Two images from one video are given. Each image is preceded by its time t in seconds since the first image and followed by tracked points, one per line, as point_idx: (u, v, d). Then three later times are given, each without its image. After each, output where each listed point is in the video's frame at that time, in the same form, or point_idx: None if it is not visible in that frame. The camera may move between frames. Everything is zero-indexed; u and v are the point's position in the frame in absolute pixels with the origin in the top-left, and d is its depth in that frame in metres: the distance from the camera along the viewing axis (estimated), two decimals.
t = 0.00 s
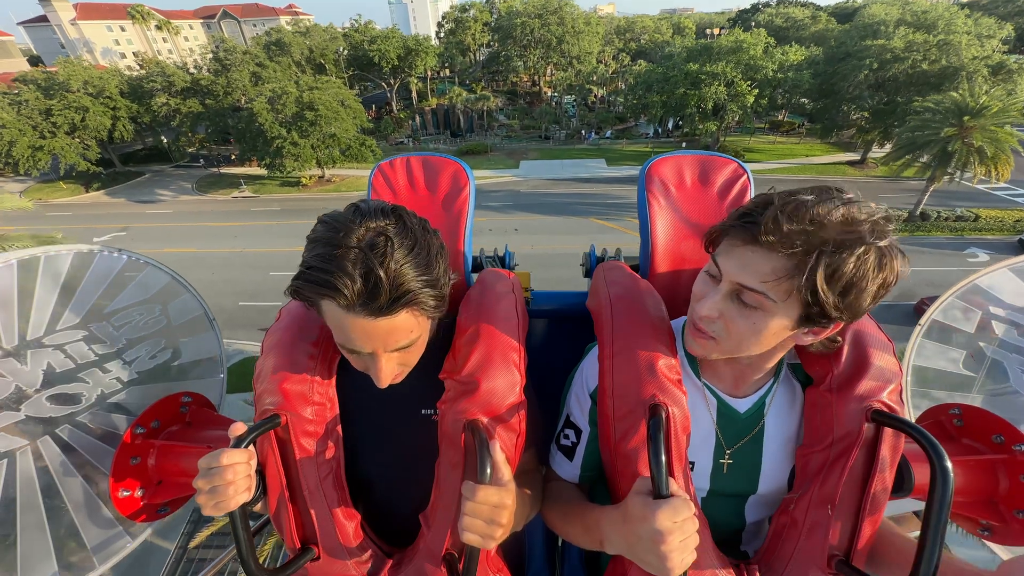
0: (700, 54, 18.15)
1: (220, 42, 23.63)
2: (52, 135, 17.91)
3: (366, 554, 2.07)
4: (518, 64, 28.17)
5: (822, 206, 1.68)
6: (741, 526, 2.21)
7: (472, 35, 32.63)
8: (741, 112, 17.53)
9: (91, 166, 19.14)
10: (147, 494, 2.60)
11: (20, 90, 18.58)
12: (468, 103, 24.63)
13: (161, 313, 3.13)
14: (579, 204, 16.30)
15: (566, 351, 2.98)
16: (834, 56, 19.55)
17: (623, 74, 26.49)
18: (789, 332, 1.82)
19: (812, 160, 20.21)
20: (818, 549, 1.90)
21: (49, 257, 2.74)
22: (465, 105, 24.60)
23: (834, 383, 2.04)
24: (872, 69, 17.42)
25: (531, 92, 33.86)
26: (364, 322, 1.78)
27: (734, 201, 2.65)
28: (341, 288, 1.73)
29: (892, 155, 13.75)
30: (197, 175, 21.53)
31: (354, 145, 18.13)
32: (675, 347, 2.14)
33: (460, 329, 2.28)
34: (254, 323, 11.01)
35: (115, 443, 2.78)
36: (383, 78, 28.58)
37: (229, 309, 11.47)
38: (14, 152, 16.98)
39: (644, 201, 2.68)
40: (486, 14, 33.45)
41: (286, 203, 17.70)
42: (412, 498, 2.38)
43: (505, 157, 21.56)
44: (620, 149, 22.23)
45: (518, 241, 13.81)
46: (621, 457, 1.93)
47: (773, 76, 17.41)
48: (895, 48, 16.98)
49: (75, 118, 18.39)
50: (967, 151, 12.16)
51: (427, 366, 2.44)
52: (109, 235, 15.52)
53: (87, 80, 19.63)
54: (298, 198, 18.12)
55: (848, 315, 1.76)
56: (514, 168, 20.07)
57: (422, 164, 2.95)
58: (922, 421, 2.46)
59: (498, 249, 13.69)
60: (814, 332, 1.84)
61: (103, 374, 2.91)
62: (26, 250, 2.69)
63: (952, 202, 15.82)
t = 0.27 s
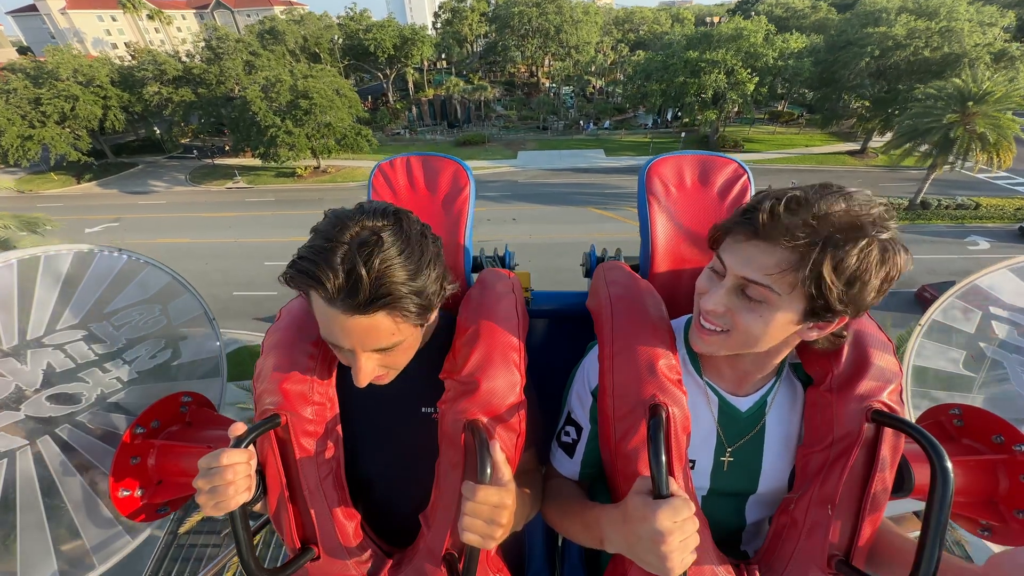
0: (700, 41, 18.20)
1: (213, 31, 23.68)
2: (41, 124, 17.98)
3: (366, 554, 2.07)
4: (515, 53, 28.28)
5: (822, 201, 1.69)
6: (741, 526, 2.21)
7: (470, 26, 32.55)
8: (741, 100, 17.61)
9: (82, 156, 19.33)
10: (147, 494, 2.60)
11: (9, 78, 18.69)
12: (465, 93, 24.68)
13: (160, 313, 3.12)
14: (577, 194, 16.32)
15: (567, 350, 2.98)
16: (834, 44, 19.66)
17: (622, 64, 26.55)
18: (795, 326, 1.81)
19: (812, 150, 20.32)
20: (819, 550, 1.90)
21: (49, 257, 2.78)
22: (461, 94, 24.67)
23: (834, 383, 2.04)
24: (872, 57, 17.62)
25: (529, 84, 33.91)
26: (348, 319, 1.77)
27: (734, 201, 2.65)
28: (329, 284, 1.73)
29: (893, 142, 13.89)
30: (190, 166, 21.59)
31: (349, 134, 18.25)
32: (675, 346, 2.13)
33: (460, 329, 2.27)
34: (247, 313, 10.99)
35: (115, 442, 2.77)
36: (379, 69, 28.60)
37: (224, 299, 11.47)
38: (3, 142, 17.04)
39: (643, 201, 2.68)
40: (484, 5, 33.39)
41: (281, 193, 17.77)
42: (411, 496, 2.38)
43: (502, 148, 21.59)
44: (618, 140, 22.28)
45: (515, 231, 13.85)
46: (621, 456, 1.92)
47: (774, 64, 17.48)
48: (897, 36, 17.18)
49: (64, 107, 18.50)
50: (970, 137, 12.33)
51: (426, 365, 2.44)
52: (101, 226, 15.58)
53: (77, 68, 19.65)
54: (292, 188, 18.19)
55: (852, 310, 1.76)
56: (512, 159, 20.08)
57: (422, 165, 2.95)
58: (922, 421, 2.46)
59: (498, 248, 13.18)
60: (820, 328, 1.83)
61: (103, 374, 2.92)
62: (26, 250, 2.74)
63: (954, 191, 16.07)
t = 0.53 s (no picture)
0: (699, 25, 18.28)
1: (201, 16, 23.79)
2: (28, 112, 18.39)
3: (366, 554, 2.07)
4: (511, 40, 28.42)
5: (822, 201, 1.69)
6: (741, 526, 2.21)
7: (465, 14, 32.51)
8: (741, 85, 17.82)
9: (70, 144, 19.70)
10: (147, 494, 2.60)
11: None
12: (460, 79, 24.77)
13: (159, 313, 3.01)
14: (575, 180, 16.37)
15: (567, 350, 2.97)
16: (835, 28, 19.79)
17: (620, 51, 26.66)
18: (793, 326, 1.81)
19: (812, 136, 20.44)
20: (819, 549, 1.89)
21: (49, 257, 2.76)
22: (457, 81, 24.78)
23: (834, 383, 2.04)
24: (875, 40, 17.89)
25: (527, 72, 33.98)
26: (331, 311, 1.77)
27: (734, 202, 2.65)
28: (313, 279, 1.74)
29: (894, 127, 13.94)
30: (181, 155, 21.86)
31: (343, 121, 18.44)
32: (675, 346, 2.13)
33: (460, 329, 2.27)
34: (239, 300, 11.03)
35: (115, 443, 2.75)
36: (374, 56, 28.67)
37: (217, 287, 11.54)
38: None
39: (643, 201, 2.68)
40: None
41: (274, 182, 17.95)
42: (411, 495, 2.38)
43: (499, 136, 21.63)
44: (616, 127, 22.34)
45: (512, 217, 13.90)
46: (621, 456, 1.92)
47: (774, 48, 17.61)
48: (899, 18, 17.40)
49: (51, 94, 18.79)
50: (972, 120, 12.38)
51: (426, 364, 2.44)
52: (91, 216, 15.82)
53: (61, 54, 19.88)
54: (284, 177, 18.38)
55: (850, 310, 1.76)
56: (509, 147, 20.11)
57: (422, 165, 2.95)
58: (922, 421, 2.45)
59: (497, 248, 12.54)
60: (818, 328, 1.83)
61: (103, 374, 2.87)
62: (26, 250, 2.72)
63: (956, 176, 16.31)
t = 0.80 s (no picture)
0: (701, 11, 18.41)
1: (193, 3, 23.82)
2: (19, 101, 18.58)
3: (366, 554, 2.07)
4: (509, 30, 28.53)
5: (836, 211, 1.64)
6: (741, 526, 2.21)
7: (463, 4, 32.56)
8: (744, 71, 17.91)
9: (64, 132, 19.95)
10: (147, 495, 2.61)
11: None
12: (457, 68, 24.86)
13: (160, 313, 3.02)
14: (575, 169, 16.40)
15: (567, 351, 2.97)
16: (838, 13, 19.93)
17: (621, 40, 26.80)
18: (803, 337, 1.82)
19: (813, 125, 20.57)
20: (820, 550, 1.89)
21: (49, 257, 2.76)
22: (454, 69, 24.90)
23: (834, 382, 2.03)
24: (878, 25, 18.12)
25: (526, 62, 34.04)
26: (343, 296, 1.78)
27: (735, 202, 2.65)
28: (322, 265, 1.75)
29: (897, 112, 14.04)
30: (175, 146, 22.04)
31: (339, 109, 18.61)
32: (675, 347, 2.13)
33: (460, 329, 2.27)
34: (234, 289, 11.01)
35: (116, 443, 2.73)
36: (370, 45, 28.75)
37: (213, 275, 11.55)
38: None
39: (643, 200, 2.68)
40: None
41: (269, 171, 18.05)
42: (411, 494, 2.38)
43: (497, 125, 21.68)
44: (616, 116, 22.43)
45: (512, 205, 13.94)
46: (621, 457, 1.92)
47: (777, 33, 17.72)
48: (903, 2, 17.57)
49: (42, 83, 18.98)
50: (978, 103, 12.39)
51: (427, 363, 2.44)
52: (86, 205, 15.87)
53: (51, 41, 20.00)
54: (279, 167, 18.49)
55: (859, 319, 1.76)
56: (508, 136, 20.15)
57: (422, 165, 2.95)
58: (922, 421, 2.45)
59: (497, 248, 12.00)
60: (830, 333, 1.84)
61: (102, 374, 2.82)
62: (25, 250, 2.72)
63: (959, 163, 16.50)
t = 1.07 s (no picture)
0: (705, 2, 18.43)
1: None
2: (17, 93, 18.64)
3: (366, 554, 2.07)
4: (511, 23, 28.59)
5: (850, 224, 1.58)
6: (741, 526, 2.21)
7: None
8: (748, 62, 17.90)
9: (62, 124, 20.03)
10: (147, 494, 2.60)
11: None
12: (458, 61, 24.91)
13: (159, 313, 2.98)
14: (576, 162, 16.40)
15: (567, 350, 2.97)
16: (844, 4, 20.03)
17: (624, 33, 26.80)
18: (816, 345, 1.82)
19: (817, 118, 20.61)
20: (819, 550, 1.89)
21: (49, 257, 2.73)
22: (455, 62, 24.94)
23: (834, 382, 2.03)
24: (884, 15, 18.31)
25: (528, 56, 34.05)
26: (363, 289, 1.78)
27: (735, 202, 2.64)
28: (342, 260, 1.75)
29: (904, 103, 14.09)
30: (174, 139, 22.10)
31: (340, 101, 18.64)
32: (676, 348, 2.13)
33: (460, 329, 2.27)
34: (233, 280, 11.01)
35: (117, 443, 2.72)
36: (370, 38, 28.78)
37: (213, 267, 11.55)
38: None
39: (643, 200, 2.67)
40: None
41: (269, 165, 18.09)
42: (410, 494, 2.37)
43: (499, 119, 21.72)
44: (618, 109, 22.46)
45: (514, 197, 13.94)
46: (621, 457, 1.93)
47: (782, 23, 17.66)
48: None
49: (41, 75, 19.02)
50: (986, 92, 12.41)
51: (426, 363, 2.45)
52: (85, 198, 15.87)
53: (50, 33, 20.09)
54: (278, 160, 18.54)
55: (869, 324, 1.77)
56: (509, 129, 20.17)
57: (422, 164, 2.95)
58: (921, 421, 2.45)
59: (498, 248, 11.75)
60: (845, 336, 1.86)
61: (102, 374, 2.82)
62: (26, 249, 2.69)
63: (964, 155, 16.58)
